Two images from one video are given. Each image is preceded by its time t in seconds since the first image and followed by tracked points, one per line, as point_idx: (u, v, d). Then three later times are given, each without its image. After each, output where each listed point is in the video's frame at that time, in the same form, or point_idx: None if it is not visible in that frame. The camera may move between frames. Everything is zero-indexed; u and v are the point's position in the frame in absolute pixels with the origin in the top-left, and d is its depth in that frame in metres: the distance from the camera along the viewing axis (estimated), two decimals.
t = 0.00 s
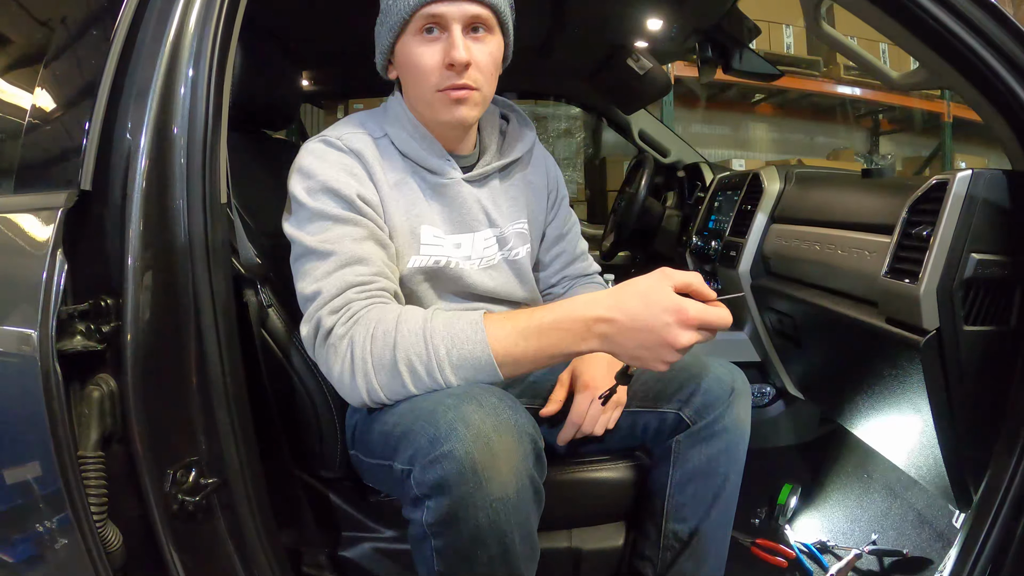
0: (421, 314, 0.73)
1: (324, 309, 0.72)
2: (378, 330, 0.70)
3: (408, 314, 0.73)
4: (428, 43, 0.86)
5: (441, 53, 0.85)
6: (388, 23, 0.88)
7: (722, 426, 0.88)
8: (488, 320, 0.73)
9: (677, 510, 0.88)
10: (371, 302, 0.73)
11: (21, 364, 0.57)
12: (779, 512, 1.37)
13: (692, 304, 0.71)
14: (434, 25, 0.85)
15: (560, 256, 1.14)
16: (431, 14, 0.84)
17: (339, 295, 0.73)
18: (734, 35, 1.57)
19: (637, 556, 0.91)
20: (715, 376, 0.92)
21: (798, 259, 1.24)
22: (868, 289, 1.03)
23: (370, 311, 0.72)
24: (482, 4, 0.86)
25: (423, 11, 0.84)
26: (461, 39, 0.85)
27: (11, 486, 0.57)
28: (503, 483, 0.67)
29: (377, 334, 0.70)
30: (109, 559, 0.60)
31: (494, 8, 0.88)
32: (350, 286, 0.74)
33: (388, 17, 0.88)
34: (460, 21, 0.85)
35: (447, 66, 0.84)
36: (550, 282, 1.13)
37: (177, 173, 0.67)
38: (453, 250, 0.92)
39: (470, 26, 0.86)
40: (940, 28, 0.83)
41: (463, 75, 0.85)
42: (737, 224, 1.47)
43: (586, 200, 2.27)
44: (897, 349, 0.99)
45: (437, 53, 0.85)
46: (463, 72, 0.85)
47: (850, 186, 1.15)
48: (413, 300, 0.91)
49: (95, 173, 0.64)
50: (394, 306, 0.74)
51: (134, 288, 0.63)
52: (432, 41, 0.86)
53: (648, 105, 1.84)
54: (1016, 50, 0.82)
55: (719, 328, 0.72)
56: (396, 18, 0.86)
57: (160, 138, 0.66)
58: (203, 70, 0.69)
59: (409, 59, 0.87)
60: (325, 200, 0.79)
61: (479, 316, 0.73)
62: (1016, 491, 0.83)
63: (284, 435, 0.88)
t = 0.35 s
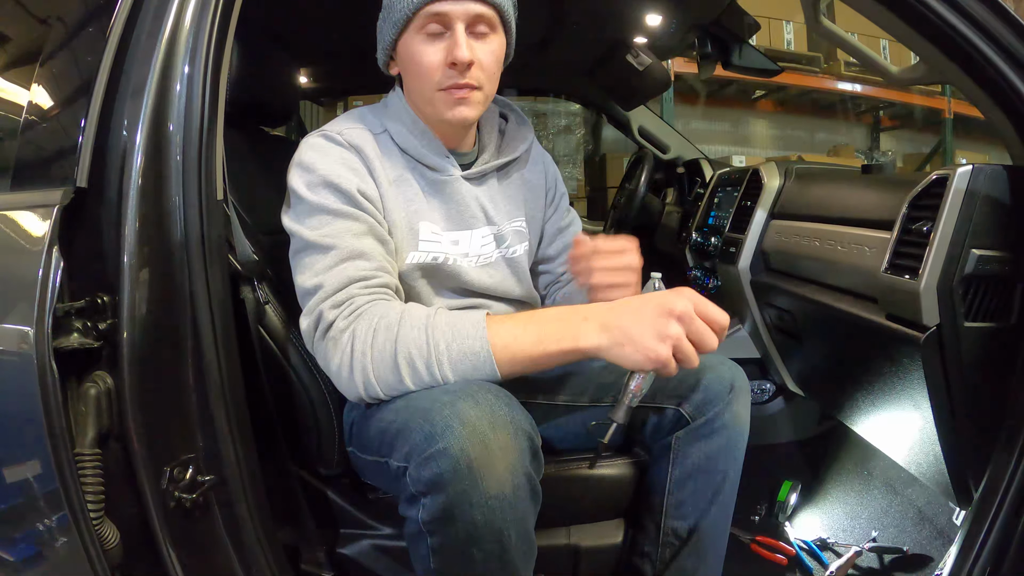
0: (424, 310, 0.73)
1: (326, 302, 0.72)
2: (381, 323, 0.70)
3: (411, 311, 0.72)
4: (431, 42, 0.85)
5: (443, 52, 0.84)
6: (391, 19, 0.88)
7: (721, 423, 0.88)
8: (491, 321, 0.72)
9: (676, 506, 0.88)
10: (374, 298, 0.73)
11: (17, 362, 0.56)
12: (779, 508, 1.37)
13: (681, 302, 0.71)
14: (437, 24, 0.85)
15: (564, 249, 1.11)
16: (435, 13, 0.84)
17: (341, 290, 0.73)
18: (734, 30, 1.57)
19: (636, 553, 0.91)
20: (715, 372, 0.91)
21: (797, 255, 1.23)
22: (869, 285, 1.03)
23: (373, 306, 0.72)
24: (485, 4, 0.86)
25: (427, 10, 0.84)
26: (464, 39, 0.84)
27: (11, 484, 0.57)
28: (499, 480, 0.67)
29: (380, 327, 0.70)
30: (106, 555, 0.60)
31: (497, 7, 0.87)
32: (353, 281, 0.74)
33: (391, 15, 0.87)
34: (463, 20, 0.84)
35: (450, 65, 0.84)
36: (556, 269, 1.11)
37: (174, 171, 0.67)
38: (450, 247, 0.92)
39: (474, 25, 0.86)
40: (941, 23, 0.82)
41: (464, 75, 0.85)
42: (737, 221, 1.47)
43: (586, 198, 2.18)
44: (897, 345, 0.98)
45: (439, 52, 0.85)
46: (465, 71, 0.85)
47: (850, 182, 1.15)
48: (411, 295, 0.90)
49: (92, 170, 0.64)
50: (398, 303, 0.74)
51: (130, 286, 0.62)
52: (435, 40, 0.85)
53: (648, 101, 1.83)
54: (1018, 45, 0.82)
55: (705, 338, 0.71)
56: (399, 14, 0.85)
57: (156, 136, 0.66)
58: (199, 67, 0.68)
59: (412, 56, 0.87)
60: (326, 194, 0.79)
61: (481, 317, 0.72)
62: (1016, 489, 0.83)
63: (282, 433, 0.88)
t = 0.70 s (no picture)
0: (417, 308, 0.73)
1: (321, 298, 0.72)
2: (373, 320, 0.70)
3: (405, 308, 0.72)
4: (424, 39, 0.85)
5: (437, 48, 0.84)
6: (383, 17, 0.87)
7: (718, 422, 0.87)
8: (483, 318, 0.72)
9: (673, 505, 0.87)
10: (368, 294, 0.73)
11: (11, 360, 0.56)
12: (777, 508, 1.37)
13: (678, 308, 0.71)
14: (430, 20, 0.84)
15: (569, 227, 1.10)
16: (427, 9, 0.83)
17: (336, 286, 0.73)
18: (734, 29, 1.56)
19: (632, 552, 0.91)
20: (712, 370, 0.91)
21: (795, 254, 1.23)
22: (868, 284, 1.02)
23: (367, 302, 0.72)
24: None
25: (419, 6, 0.83)
26: (458, 34, 0.84)
27: (9, 483, 0.57)
28: (490, 479, 0.66)
29: (372, 324, 0.70)
30: (100, 553, 0.60)
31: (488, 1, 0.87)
32: (348, 278, 0.74)
33: (383, 12, 0.87)
34: (456, 15, 0.84)
35: (445, 60, 0.84)
36: (565, 247, 1.09)
37: (168, 168, 0.66)
38: (446, 243, 0.91)
39: (466, 20, 0.86)
40: (941, 22, 0.82)
41: (460, 69, 0.85)
42: (736, 219, 1.46)
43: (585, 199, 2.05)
44: (896, 345, 0.98)
45: (434, 48, 0.84)
46: (460, 66, 0.84)
47: (849, 179, 1.14)
48: (407, 293, 0.90)
49: (86, 167, 0.63)
50: (392, 300, 0.74)
51: (125, 283, 0.62)
52: (428, 36, 0.85)
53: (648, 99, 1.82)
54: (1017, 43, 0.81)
55: (700, 348, 0.71)
56: (391, 12, 0.85)
57: (151, 133, 0.65)
58: (194, 64, 0.68)
59: (405, 54, 0.86)
60: (321, 191, 0.78)
61: (474, 315, 0.72)
62: (1013, 489, 0.82)
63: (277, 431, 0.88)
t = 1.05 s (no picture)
0: (417, 313, 0.73)
1: (322, 304, 0.72)
2: (374, 326, 0.70)
3: (405, 313, 0.72)
4: (428, 45, 0.85)
5: (442, 54, 0.84)
6: (386, 22, 0.87)
7: (718, 425, 0.88)
8: (483, 323, 0.73)
9: (672, 508, 0.88)
10: (368, 299, 0.73)
11: (14, 363, 0.56)
12: (776, 510, 1.36)
13: (678, 311, 0.71)
14: (434, 26, 0.84)
15: (573, 229, 1.10)
16: (431, 15, 0.83)
17: (336, 292, 0.73)
18: (734, 31, 1.56)
19: (631, 554, 0.92)
20: (711, 374, 0.91)
21: (795, 257, 1.23)
22: (867, 288, 1.02)
23: (368, 308, 0.72)
24: (480, 4, 0.86)
25: (423, 12, 0.83)
26: (462, 41, 0.84)
27: (12, 484, 0.57)
28: (490, 484, 0.67)
29: (372, 330, 0.70)
30: (103, 556, 0.60)
31: (492, 7, 0.87)
32: (348, 283, 0.74)
33: (385, 17, 0.86)
34: (460, 22, 0.84)
35: (449, 67, 0.84)
36: (567, 250, 1.09)
37: (171, 171, 0.67)
38: (447, 248, 0.92)
39: (470, 26, 0.86)
40: (939, 26, 0.82)
41: (464, 77, 0.85)
42: (735, 221, 1.47)
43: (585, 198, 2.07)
44: (895, 348, 0.98)
45: (438, 55, 0.84)
46: (464, 73, 0.85)
47: (848, 182, 1.14)
48: (408, 298, 0.90)
49: (89, 170, 0.64)
50: (391, 305, 0.74)
51: (127, 286, 0.62)
52: (432, 42, 0.85)
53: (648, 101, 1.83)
54: (1015, 48, 0.82)
55: (700, 349, 0.71)
56: (394, 17, 0.85)
57: (153, 136, 0.66)
58: (196, 68, 0.69)
59: (408, 59, 0.86)
60: (321, 197, 0.79)
61: (475, 320, 0.72)
62: (1012, 492, 0.83)
63: (278, 434, 0.88)
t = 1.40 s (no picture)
0: (421, 314, 0.73)
1: (326, 305, 0.72)
2: (379, 327, 0.71)
3: (409, 315, 0.73)
4: (439, 45, 0.85)
5: (452, 55, 0.85)
6: (399, 21, 0.87)
7: (720, 426, 0.88)
8: (487, 325, 0.73)
9: (674, 508, 0.88)
10: (373, 301, 0.74)
11: (18, 365, 0.57)
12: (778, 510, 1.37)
13: (681, 314, 0.71)
14: (445, 27, 0.85)
15: (573, 243, 1.11)
16: (443, 16, 0.84)
17: (341, 293, 0.73)
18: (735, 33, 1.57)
19: (634, 554, 0.92)
20: (713, 376, 0.92)
21: (796, 258, 1.23)
22: (868, 289, 1.03)
23: (373, 309, 0.73)
24: (494, 9, 0.86)
25: (435, 13, 0.84)
26: (473, 43, 0.85)
27: (11, 485, 0.58)
28: (494, 484, 0.67)
29: (377, 332, 0.70)
30: (109, 556, 0.60)
31: (505, 12, 0.88)
32: (353, 284, 0.74)
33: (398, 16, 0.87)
34: (471, 24, 0.85)
35: (458, 68, 0.85)
36: (567, 263, 1.11)
37: (174, 173, 0.67)
38: (450, 251, 0.92)
39: (481, 29, 0.86)
40: (939, 28, 0.82)
41: (473, 79, 0.85)
42: (737, 223, 1.47)
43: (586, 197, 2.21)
44: (896, 349, 0.99)
45: (448, 55, 0.85)
46: (473, 76, 0.85)
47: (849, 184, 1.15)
48: (412, 299, 0.90)
49: (93, 173, 0.64)
50: (395, 306, 0.75)
51: (132, 288, 0.63)
52: (443, 43, 0.85)
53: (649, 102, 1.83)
54: (1015, 49, 0.82)
55: (701, 352, 0.72)
56: (407, 16, 0.85)
57: (157, 139, 0.66)
58: (200, 70, 0.69)
59: (418, 59, 0.87)
60: (327, 197, 0.79)
61: (479, 322, 0.73)
62: (1012, 492, 0.83)
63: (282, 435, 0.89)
